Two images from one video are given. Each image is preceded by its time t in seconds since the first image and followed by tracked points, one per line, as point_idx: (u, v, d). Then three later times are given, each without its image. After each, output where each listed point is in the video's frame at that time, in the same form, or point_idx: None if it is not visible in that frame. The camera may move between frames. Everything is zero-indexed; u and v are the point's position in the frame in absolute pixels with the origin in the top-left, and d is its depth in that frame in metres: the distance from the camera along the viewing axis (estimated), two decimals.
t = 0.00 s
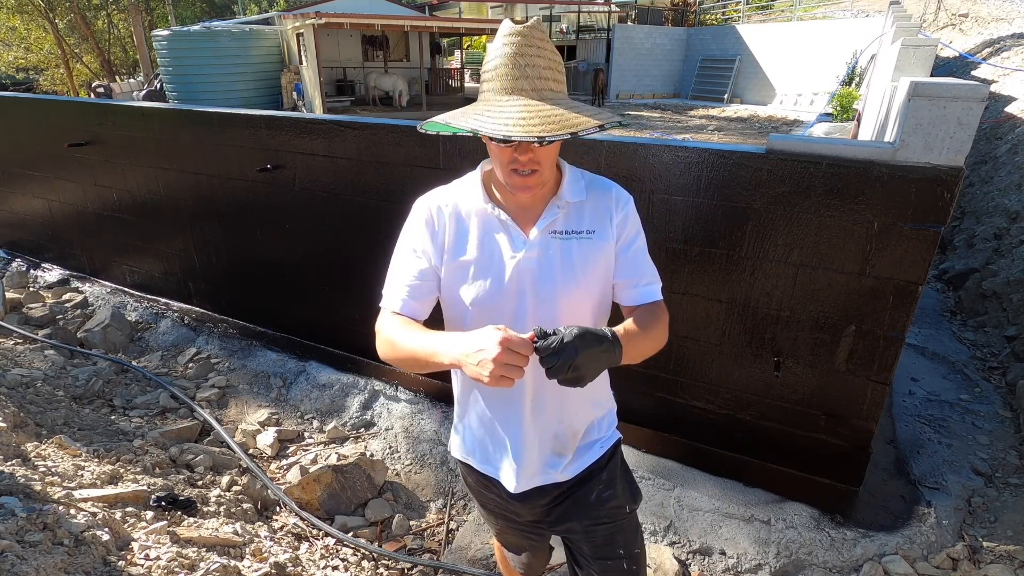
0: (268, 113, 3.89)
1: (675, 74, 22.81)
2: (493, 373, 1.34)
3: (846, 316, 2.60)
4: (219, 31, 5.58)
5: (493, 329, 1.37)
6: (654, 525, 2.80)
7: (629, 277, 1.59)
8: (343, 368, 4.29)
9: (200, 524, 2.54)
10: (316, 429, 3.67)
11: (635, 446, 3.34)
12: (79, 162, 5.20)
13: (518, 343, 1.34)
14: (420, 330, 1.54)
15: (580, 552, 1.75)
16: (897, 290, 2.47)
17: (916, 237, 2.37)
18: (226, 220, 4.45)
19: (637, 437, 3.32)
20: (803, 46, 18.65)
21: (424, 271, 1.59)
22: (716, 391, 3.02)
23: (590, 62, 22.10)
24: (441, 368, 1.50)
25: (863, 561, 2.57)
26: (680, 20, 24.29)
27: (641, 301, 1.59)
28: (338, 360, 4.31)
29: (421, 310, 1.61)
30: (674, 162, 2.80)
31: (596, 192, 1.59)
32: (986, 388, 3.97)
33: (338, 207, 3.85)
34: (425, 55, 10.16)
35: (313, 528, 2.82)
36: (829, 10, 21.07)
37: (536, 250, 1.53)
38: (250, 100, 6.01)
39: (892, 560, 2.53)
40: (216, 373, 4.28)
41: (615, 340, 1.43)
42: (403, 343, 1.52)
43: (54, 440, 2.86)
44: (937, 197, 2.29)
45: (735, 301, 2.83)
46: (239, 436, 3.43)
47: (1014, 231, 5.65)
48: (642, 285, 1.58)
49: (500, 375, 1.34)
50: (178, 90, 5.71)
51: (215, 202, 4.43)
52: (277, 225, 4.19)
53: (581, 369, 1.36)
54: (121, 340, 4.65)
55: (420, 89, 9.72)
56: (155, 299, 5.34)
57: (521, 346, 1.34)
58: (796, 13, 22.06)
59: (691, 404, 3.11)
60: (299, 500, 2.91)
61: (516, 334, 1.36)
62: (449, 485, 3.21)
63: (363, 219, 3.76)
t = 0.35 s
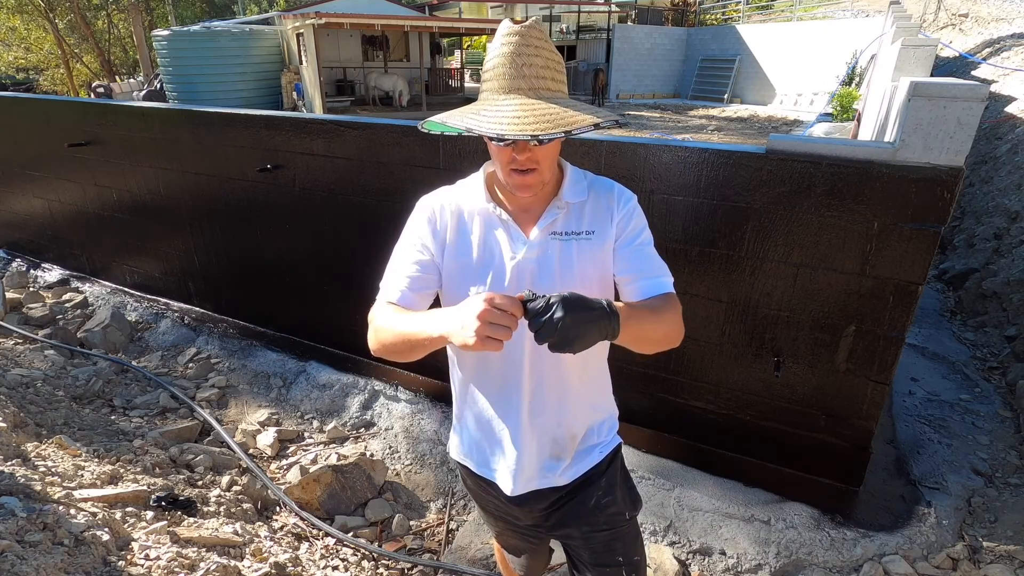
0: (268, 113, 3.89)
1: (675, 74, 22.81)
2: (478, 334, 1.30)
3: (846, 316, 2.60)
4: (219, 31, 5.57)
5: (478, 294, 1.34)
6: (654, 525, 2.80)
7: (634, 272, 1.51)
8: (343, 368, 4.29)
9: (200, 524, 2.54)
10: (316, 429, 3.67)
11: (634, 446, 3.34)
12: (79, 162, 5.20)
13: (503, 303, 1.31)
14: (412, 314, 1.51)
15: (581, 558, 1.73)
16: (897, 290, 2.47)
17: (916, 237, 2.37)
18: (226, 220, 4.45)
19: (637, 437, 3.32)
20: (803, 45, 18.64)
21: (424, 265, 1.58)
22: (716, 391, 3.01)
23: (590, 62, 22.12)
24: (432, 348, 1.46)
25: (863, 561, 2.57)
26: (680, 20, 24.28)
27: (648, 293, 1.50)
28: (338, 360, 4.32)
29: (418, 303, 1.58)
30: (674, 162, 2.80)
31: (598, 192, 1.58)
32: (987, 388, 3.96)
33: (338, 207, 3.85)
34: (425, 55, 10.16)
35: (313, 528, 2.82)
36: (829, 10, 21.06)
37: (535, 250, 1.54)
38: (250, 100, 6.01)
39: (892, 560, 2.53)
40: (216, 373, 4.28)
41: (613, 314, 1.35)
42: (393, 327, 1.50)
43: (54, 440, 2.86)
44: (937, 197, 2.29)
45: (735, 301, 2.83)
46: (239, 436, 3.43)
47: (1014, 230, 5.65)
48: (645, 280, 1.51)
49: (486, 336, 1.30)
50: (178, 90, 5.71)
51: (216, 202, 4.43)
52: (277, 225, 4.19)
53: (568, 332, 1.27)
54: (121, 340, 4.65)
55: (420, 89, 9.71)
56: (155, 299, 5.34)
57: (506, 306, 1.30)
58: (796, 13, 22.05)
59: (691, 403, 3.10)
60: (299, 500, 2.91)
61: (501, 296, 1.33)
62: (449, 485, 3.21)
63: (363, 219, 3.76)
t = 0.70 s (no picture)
0: (268, 113, 3.89)
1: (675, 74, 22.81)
2: (479, 330, 1.28)
3: (846, 316, 2.60)
4: (219, 31, 5.57)
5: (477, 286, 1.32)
6: (654, 525, 2.80)
7: (640, 269, 1.49)
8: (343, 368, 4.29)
9: (200, 524, 2.54)
10: (316, 429, 3.67)
11: (634, 446, 3.34)
12: (79, 163, 5.20)
13: (503, 297, 1.29)
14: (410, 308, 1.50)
15: (582, 558, 1.73)
16: (897, 290, 2.47)
17: (916, 237, 2.37)
18: (226, 220, 4.45)
19: (637, 437, 3.32)
20: (803, 45, 18.65)
21: (424, 262, 1.58)
22: (716, 391, 3.01)
23: (591, 62, 22.13)
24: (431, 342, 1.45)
25: (863, 561, 2.57)
26: (680, 20, 24.28)
27: (654, 291, 1.47)
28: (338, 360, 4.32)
29: (416, 299, 1.58)
30: (674, 162, 2.80)
31: (602, 190, 1.57)
32: (987, 388, 3.96)
33: (338, 207, 3.85)
34: (425, 55, 10.16)
35: (313, 528, 2.82)
36: (830, 10, 21.05)
37: (537, 250, 1.53)
38: (250, 100, 6.01)
39: (892, 560, 2.53)
40: (216, 373, 4.28)
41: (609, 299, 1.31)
42: (390, 321, 1.49)
43: (54, 440, 2.86)
44: (937, 197, 2.29)
45: (735, 301, 2.83)
46: (239, 436, 3.43)
47: (1014, 230, 5.65)
48: (652, 277, 1.48)
49: (486, 331, 1.28)
50: (178, 90, 5.71)
51: (216, 202, 4.43)
52: (277, 225, 4.19)
53: (562, 316, 1.23)
54: (121, 340, 4.65)
55: (420, 89, 9.72)
56: (155, 299, 5.34)
57: (507, 301, 1.28)
58: (796, 13, 22.05)
59: (691, 403, 3.10)
60: (299, 500, 2.92)
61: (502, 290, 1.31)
62: (449, 485, 3.21)
63: (363, 219, 3.76)
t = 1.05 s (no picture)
0: (268, 113, 3.89)
1: (675, 74, 22.81)
2: (497, 274, 1.29)
3: (846, 316, 2.60)
4: (219, 31, 5.57)
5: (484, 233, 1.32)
6: (654, 525, 2.81)
7: (657, 253, 1.45)
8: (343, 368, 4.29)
9: (200, 524, 2.54)
10: (316, 428, 3.67)
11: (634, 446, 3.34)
12: (79, 163, 5.20)
13: (512, 238, 1.29)
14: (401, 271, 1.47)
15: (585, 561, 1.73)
16: (897, 290, 2.47)
17: (916, 237, 2.37)
18: (226, 220, 4.45)
19: (637, 437, 3.32)
20: (803, 45, 18.65)
21: (424, 249, 1.57)
22: (716, 391, 3.02)
23: (591, 62, 22.14)
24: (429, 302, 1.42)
25: (863, 561, 2.57)
26: (680, 20, 24.29)
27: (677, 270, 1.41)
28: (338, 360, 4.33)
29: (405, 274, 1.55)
30: (674, 162, 2.80)
31: (608, 186, 1.58)
32: (987, 388, 3.96)
33: (338, 207, 3.85)
34: (425, 55, 10.16)
35: (313, 528, 2.82)
36: (829, 10, 21.04)
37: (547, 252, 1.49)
38: (250, 100, 6.02)
39: (892, 560, 2.53)
40: (216, 373, 4.28)
41: (624, 268, 1.25)
42: (383, 287, 1.45)
43: (54, 440, 2.86)
44: (937, 197, 2.29)
45: (735, 301, 2.83)
46: (239, 436, 3.43)
47: (1014, 230, 5.65)
48: (672, 257, 1.43)
49: (503, 275, 1.29)
50: (178, 91, 5.72)
51: (216, 202, 4.43)
52: (277, 225, 4.19)
53: (578, 271, 1.20)
54: (121, 340, 4.65)
55: (420, 89, 9.72)
56: (155, 299, 5.34)
57: (518, 241, 1.29)
58: (796, 13, 22.04)
59: (691, 403, 3.11)
60: (299, 500, 2.92)
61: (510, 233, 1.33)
62: (449, 485, 3.21)
63: (363, 219, 3.76)
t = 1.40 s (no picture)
0: (268, 113, 3.89)
1: (675, 74, 22.81)
2: (452, 242, 1.36)
3: (846, 316, 2.60)
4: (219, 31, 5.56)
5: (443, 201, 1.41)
6: (654, 525, 2.81)
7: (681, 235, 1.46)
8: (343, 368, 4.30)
9: (200, 524, 2.54)
10: (316, 428, 3.67)
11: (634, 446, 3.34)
12: (79, 163, 5.20)
13: (466, 208, 1.36)
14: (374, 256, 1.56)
15: (584, 565, 1.72)
16: (897, 290, 2.47)
17: (917, 237, 2.37)
18: (226, 220, 4.45)
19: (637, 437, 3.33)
20: (803, 46, 18.63)
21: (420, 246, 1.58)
22: (716, 391, 3.01)
23: (590, 62, 22.13)
24: (399, 280, 1.50)
25: (863, 561, 2.57)
26: (680, 20, 24.29)
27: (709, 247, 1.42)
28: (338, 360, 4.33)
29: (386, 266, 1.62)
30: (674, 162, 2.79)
31: (616, 183, 1.59)
32: (987, 388, 3.96)
33: (338, 207, 3.85)
34: (425, 54, 10.16)
35: (313, 528, 2.82)
36: (830, 10, 21.03)
37: (552, 252, 1.49)
38: (250, 100, 6.02)
39: (892, 560, 2.53)
40: (216, 373, 4.28)
41: (662, 242, 1.28)
42: (358, 271, 1.55)
43: (54, 440, 2.86)
44: (937, 197, 2.29)
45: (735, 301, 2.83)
46: (239, 436, 3.43)
47: (1014, 230, 5.65)
48: (701, 235, 1.44)
49: (458, 243, 1.36)
50: (178, 91, 5.72)
51: (216, 202, 4.43)
52: (277, 225, 4.18)
53: (625, 232, 1.21)
54: (121, 340, 4.65)
55: (420, 89, 9.72)
56: (155, 299, 5.34)
57: (473, 209, 1.36)
58: (796, 13, 22.03)
59: (691, 403, 3.11)
60: (299, 500, 2.92)
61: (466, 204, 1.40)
62: (449, 485, 3.21)
63: (364, 219, 3.76)
